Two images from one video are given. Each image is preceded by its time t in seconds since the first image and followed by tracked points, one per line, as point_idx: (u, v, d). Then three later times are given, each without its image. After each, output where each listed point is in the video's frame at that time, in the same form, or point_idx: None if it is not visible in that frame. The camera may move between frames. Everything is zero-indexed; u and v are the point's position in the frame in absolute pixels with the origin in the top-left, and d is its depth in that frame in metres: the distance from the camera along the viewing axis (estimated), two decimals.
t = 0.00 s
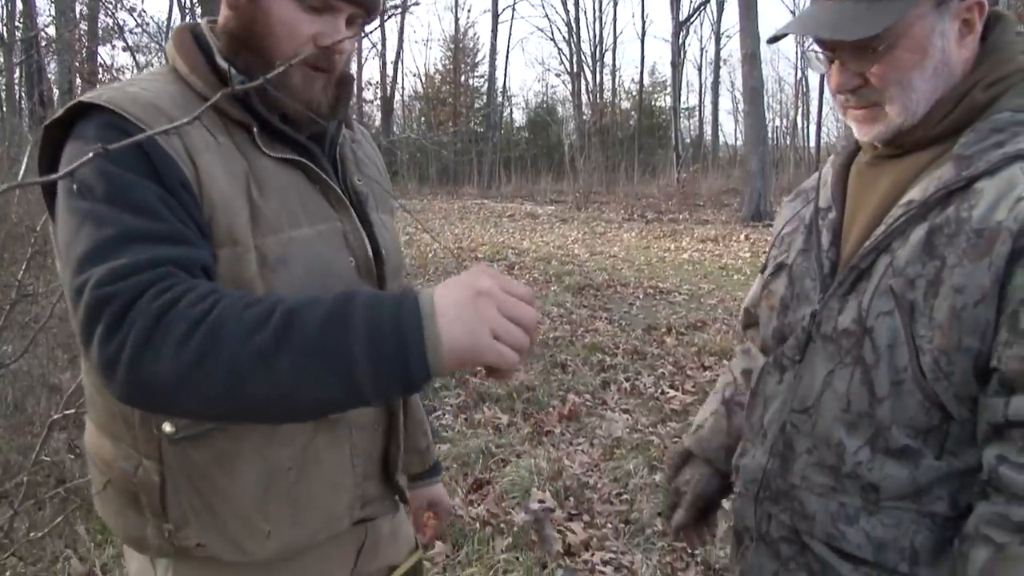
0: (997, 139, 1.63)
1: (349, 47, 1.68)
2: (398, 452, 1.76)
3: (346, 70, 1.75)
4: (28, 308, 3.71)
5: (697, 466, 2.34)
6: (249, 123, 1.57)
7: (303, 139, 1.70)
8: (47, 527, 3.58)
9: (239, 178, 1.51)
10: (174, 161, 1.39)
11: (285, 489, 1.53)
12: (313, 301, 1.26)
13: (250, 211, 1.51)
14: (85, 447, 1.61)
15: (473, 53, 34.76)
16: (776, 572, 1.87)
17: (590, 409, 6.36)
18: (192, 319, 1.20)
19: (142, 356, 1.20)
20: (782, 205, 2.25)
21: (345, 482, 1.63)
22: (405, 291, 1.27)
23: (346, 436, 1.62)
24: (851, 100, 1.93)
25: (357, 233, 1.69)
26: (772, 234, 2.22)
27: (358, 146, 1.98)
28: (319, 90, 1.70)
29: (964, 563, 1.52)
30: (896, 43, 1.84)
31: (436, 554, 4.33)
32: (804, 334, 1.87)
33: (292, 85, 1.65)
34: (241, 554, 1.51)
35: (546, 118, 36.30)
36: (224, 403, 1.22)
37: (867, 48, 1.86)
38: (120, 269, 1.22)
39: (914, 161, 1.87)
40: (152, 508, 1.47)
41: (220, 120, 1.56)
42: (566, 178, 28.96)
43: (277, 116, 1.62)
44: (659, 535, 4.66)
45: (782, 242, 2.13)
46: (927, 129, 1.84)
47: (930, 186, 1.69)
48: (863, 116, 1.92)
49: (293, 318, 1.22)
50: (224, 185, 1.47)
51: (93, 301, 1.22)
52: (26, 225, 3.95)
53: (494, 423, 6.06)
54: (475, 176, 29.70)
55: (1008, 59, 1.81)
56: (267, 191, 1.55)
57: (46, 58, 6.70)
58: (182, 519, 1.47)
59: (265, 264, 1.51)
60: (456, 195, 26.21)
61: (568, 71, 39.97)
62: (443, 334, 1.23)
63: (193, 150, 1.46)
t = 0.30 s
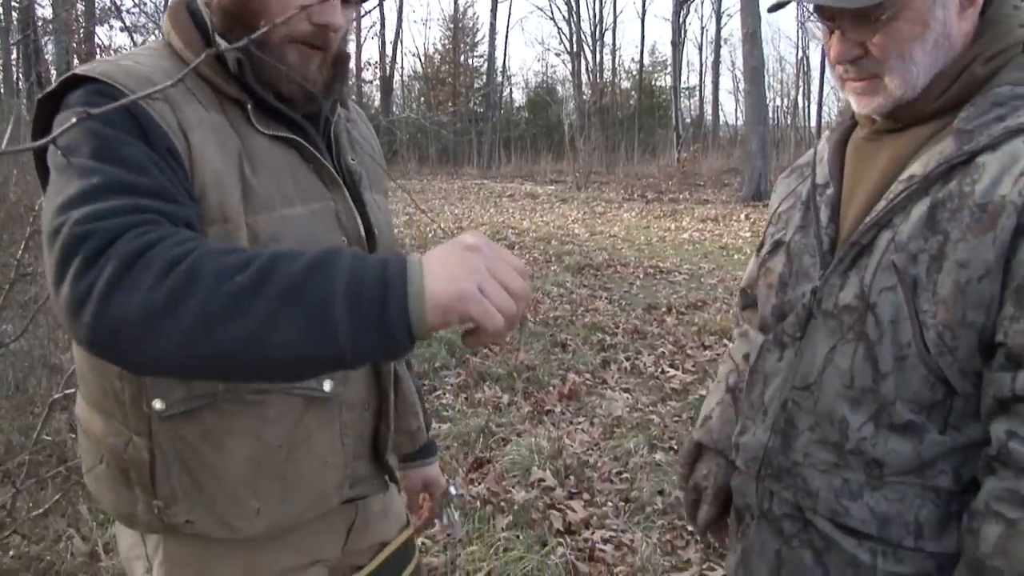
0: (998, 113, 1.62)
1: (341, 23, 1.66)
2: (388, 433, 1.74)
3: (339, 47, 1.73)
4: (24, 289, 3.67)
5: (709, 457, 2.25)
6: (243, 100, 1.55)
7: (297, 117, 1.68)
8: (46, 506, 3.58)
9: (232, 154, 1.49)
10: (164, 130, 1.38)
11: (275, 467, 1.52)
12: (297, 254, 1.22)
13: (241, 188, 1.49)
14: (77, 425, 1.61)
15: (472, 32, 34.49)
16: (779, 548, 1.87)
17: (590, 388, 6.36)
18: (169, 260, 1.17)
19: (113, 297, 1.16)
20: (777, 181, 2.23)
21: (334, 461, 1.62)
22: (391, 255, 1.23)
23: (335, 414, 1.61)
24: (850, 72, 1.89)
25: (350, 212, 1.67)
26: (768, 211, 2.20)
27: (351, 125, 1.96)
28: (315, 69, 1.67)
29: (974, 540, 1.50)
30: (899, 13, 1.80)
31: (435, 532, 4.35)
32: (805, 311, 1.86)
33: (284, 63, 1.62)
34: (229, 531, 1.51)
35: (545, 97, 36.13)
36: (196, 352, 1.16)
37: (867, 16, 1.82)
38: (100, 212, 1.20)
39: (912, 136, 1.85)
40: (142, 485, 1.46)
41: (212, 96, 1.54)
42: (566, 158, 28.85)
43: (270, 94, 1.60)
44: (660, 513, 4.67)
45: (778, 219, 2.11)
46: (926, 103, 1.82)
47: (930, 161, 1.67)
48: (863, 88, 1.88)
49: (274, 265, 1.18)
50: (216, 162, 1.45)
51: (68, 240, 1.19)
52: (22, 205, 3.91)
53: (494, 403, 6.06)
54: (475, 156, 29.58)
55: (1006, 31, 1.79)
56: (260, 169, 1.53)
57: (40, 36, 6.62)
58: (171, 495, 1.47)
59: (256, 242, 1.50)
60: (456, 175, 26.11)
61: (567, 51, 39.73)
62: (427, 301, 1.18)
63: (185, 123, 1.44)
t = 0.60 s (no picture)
0: (1006, 90, 1.59)
1: None
2: (382, 411, 1.73)
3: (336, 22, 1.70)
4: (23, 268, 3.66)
5: (707, 433, 2.25)
6: (239, 77, 1.53)
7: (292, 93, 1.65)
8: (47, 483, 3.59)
9: (228, 132, 1.47)
10: (158, 106, 1.36)
11: (269, 446, 1.51)
12: (292, 236, 1.21)
13: (237, 166, 1.47)
14: (70, 402, 1.60)
15: (472, 11, 34.26)
16: (780, 527, 1.87)
17: (590, 369, 6.36)
18: (165, 250, 1.16)
19: (110, 290, 1.15)
20: (782, 158, 2.20)
21: (329, 440, 1.61)
22: (390, 231, 1.22)
23: (330, 393, 1.60)
24: (858, 47, 1.87)
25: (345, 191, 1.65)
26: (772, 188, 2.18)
27: (347, 102, 1.93)
28: (312, 47, 1.65)
29: (975, 519, 1.50)
30: None
31: (435, 512, 4.39)
32: (808, 289, 1.85)
33: (284, 39, 1.59)
34: (223, 509, 1.50)
35: (546, 78, 35.93)
36: (195, 344, 1.16)
37: None
38: (95, 203, 1.19)
39: (918, 114, 1.82)
40: (135, 463, 1.46)
41: (207, 73, 1.51)
42: (566, 139, 28.74)
43: (267, 70, 1.57)
44: (660, 493, 4.68)
45: (781, 197, 2.09)
46: (932, 81, 1.79)
47: (937, 137, 1.65)
48: (871, 63, 1.86)
49: (270, 250, 1.17)
50: (211, 139, 1.43)
51: (64, 230, 1.18)
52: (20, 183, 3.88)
53: (494, 383, 6.07)
54: (475, 136, 29.46)
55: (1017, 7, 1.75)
56: (255, 147, 1.50)
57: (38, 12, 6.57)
58: (165, 474, 1.46)
59: (251, 221, 1.47)
60: (456, 156, 26.01)
61: (567, 30, 39.48)
62: (428, 285, 1.18)
63: (180, 100, 1.42)
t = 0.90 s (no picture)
0: (1013, 68, 1.57)
1: None
2: (378, 391, 1.72)
3: None
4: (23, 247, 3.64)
5: (707, 411, 2.25)
6: (234, 54, 1.50)
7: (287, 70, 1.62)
8: (46, 462, 3.60)
9: (223, 109, 1.45)
10: (153, 84, 1.34)
11: (265, 426, 1.51)
12: (274, 217, 1.22)
13: (232, 144, 1.45)
14: (68, 380, 1.59)
15: None
16: (779, 505, 1.88)
17: (589, 350, 6.37)
18: (147, 231, 1.16)
19: (92, 270, 1.16)
20: (786, 136, 2.19)
21: (325, 419, 1.60)
22: (370, 213, 1.26)
23: (325, 371, 1.60)
24: (860, 26, 1.84)
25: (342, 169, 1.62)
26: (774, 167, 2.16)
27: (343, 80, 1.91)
28: (312, 20, 1.61)
29: (974, 498, 1.49)
30: None
31: (434, 493, 4.40)
32: (810, 268, 1.84)
33: (282, 14, 1.56)
34: (219, 488, 1.50)
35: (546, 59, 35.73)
36: (176, 327, 1.18)
37: None
38: (79, 181, 1.18)
39: (925, 91, 1.79)
40: (131, 442, 1.45)
41: (202, 49, 1.48)
42: (566, 121, 28.62)
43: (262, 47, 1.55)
44: (659, 474, 4.69)
45: (784, 175, 2.08)
46: (937, 59, 1.76)
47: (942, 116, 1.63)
48: (874, 42, 1.83)
49: (251, 233, 1.19)
50: (205, 117, 1.41)
51: (47, 210, 1.18)
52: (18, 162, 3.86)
53: (494, 364, 6.07)
54: (474, 118, 29.34)
55: None
56: (251, 124, 1.48)
57: None
58: (161, 453, 1.46)
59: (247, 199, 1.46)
60: (455, 137, 25.90)
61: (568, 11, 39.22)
62: (415, 280, 1.23)
63: (173, 78, 1.39)
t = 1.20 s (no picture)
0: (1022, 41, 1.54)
1: None
2: (376, 368, 1.72)
3: None
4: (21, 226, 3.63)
5: (707, 388, 2.25)
6: (227, 28, 1.47)
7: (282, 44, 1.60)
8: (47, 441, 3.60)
9: (217, 85, 1.43)
10: (147, 60, 1.32)
11: (262, 403, 1.50)
12: (270, 199, 1.21)
13: (227, 120, 1.44)
14: (66, 356, 1.58)
15: None
16: (778, 481, 1.88)
17: (590, 330, 6.37)
18: (142, 212, 1.15)
19: (88, 252, 1.15)
20: (790, 111, 2.16)
21: (322, 395, 1.60)
22: (365, 194, 1.24)
23: (323, 348, 1.59)
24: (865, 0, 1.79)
25: (338, 145, 1.61)
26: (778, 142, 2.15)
27: (341, 54, 1.88)
28: None
29: (975, 474, 1.49)
30: None
31: (435, 472, 4.41)
32: (812, 244, 1.83)
33: None
34: (216, 464, 1.50)
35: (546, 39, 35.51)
36: (173, 309, 1.18)
37: None
38: (72, 161, 1.17)
39: (931, 65, 1.76)
40: (129, 418, 1.45)
41: (196, 24, 1.46)
42: (566, 101, 28.48)
43: (257, 21, 1.52)
44: (659, 454, 4.70)
45: (787, 150, 2.07)
46: (943, 34, 1.72)
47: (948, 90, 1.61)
48: (879, 17, 1.79)
49: (247, 215, 1.18)
50: (199, 93, 1.39)
51: (42, 189, 1.17)
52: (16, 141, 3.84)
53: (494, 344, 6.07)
54: (474, 98, 29.20)
55: None
56: (246, 100, 1.47)
57: None
58: (158, 430, 1.46)
59: (243, 176, 1.45)
60: (455, 118, 25.78)
61: None
62: (410, 265, 1.21)
63: (167, 52, 1.38)
